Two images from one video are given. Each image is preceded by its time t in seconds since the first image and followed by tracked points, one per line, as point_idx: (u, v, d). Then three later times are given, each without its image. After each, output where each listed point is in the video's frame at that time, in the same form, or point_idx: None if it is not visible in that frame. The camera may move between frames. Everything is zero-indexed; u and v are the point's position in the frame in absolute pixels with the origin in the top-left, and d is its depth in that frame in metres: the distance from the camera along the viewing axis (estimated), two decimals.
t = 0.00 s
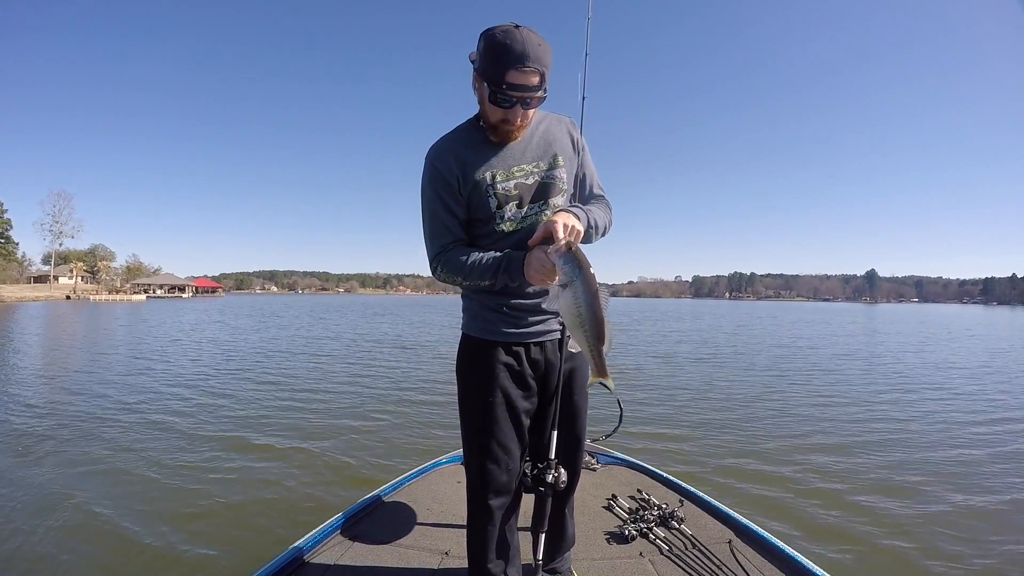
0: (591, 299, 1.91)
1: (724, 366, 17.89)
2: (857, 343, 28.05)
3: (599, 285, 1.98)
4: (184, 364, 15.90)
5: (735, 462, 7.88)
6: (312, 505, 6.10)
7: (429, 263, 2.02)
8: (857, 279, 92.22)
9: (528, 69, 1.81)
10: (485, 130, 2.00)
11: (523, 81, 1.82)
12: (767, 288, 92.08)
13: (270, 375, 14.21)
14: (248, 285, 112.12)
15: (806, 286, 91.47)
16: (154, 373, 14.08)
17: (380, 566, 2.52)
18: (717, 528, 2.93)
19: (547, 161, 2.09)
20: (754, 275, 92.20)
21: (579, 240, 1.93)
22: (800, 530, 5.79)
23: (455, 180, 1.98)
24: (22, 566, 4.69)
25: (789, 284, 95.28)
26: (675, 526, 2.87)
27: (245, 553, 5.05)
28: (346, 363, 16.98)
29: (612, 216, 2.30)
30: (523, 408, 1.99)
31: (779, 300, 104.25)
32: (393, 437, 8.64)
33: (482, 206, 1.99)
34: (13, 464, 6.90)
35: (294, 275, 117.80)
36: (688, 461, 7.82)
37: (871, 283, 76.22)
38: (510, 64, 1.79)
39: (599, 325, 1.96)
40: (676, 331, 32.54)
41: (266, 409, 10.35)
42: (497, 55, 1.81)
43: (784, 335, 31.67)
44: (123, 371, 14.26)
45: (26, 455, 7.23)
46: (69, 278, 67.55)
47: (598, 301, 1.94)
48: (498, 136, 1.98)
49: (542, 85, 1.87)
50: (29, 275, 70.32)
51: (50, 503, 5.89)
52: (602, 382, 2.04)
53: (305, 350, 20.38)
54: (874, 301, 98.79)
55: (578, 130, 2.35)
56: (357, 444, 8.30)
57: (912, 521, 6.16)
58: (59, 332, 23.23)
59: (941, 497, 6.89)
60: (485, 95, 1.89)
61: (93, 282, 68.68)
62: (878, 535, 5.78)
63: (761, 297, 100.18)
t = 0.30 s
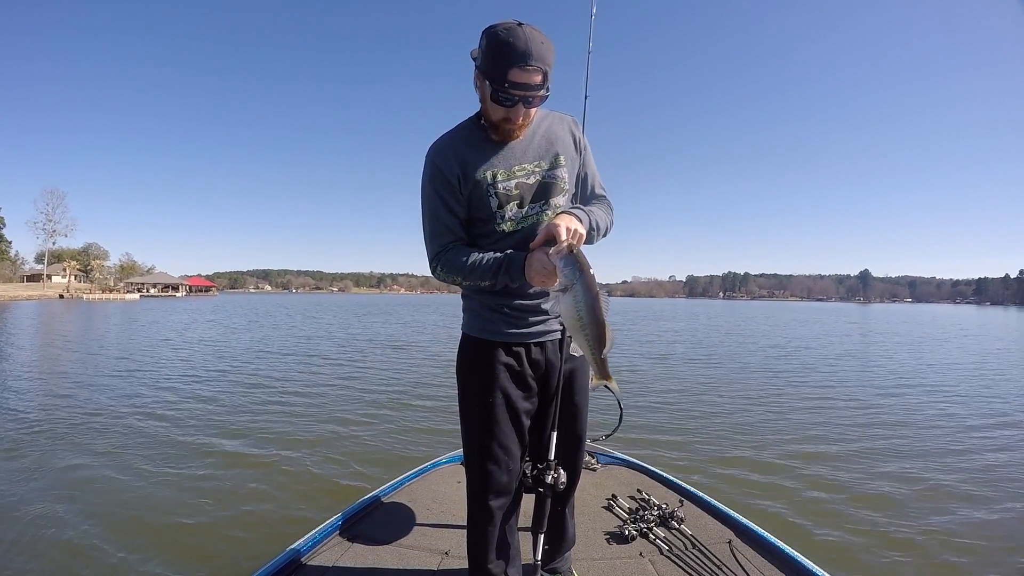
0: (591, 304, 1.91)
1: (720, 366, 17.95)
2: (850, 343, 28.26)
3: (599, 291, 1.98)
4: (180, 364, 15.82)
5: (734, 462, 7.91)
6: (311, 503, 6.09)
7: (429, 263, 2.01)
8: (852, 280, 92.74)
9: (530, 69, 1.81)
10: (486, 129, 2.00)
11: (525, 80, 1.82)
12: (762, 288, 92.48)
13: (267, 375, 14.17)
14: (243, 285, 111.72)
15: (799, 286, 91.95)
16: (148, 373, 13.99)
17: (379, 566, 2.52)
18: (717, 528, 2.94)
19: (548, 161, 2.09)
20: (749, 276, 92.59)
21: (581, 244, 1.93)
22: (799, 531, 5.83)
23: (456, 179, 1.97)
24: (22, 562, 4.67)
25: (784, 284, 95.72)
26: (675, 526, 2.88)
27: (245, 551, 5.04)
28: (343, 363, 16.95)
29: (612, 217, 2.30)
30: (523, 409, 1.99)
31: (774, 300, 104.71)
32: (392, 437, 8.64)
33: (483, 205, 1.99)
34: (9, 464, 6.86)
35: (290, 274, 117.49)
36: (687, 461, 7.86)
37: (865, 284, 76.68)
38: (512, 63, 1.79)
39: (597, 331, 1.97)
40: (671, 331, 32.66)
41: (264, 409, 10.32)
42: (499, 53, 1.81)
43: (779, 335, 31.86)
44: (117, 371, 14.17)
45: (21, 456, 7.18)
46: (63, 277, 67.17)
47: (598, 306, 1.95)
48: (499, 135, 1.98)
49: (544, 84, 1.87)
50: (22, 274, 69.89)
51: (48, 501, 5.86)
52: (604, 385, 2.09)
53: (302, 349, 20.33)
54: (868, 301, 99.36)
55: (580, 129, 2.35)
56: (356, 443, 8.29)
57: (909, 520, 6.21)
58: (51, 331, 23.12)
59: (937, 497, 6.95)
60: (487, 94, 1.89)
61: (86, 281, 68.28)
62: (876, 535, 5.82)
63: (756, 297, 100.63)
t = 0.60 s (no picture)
0: (590, 304, 1.91)
1: (716, 366, 18.00)
2: (845, 342, 28.40)
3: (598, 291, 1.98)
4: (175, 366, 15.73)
5: (733, 460, 7.95)
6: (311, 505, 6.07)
7: (426, 263, 2.00)
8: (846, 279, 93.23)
9: (525, 67, 1.80)
10: (482, 129, 1.99)
11: (520, 79, 1.82)
12: (757, 287, 92.81)
13: (263, 377, 14.12)
14: (237, 286, 111.23)
15: (794, 284, 92.30)
16: (143, 375, 13.91)
17: (379, 567, 2.51)
18: (718, 528, 2.94)
19: (545, 161, 2.08)
20: (744, 275, 92.90)
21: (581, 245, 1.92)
22: (798, 529, 5.87)
23: (452, 179, 1.97)
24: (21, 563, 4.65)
25: (776, 283, 96.02)
26: (675, 526, 2.88)
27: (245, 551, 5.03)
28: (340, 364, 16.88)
29: (610, 217, 2.30)
30: (522, 408, 1.99)
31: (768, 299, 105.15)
32: (391, 439, 8.62)
33: (479, 206, 1.99)
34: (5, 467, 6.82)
35: (284, 276, 117.01)
36: (686, 460, 7.89)
37: (858, 283, 77.08)
38: (507, 61, 1.78)
39: (598, 330, 1.97)
40: (668, 331, 32.75)
41: (261, 411, 10.28)
42: (494, 52, 1.80)
43: (774, 335, 31.98)
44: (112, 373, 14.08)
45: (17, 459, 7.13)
46: (55, 279, 66.82)
47: (597, 307, 1.95)
48: (495, 135, 1.99)
49: (539, 83, 1.86)
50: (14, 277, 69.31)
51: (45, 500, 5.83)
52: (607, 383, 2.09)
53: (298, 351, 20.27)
54: (862, 299, 99.90)
55: (576, 129, 2.34)
56: (354, 445, 8.28)
57: (907, 517, 6.27)
58: (45, 333, 22.98)
59: (934, 493, 7.01)
60: (483, 92, 1.88)
61: (79, 283, 67.82)
62: (875, 533, 5.86)
63: (750, 296, 100.96)
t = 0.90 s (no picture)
0: (588, 304, 1.91)
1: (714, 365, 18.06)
2: (840, 341, 28.55)
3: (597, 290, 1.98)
4: (170, 368, 15.64)
5: (732, 461, 7.98)
6: (310, 509, 6.05)
7: (424, 263, 2.00)
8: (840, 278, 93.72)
9: (523, 66, 1.81)
10: (480, 129, 1.99)
11: (517, 79, 1.82)
12: (752, 287, 93.13)
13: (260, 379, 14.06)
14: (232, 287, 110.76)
15: (789, 284, 92.70)
16: (139, 377, 13.83)
17: (379, 567, 2.51)
18: (717, 528, 2.94)
19: (543, 161, 2.09)
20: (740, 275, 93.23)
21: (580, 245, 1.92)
22: (797, 529, 5.89)
23: (450, 179, 1.96)
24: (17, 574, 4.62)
25: (771, 282, 96.38)
26: (675, 526, 2.88)
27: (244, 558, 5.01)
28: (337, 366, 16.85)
29: (607, 217, 2.30)
30: (521, 408, 1.99)
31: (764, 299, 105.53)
32: (389, 441, 8.61)
33: (478, 206, 1.99)
34: None
35: (279, 277, 116.58)
36: (685, 460, 7.92)
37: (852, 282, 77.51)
38: (504, 60, 1.78)
39: (597, 329, 1.96)
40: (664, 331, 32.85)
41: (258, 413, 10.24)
42: (491, 51, 1.80)
43: (770, 334, 32.13)
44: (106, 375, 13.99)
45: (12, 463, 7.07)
46: (49, 280, 66.47)
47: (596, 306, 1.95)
48: (492, 135, 1.98)
49: (536, 82, 1.86)
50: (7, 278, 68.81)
51: (47, 507, 5.85)
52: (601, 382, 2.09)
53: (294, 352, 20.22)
54: (856, 299, 100.42)
55: (574, 130, 2.34)
56: (353, 447, 8.26)
57: (905, 517, 6.30)
58: (39, 335, 22.86)
59: (931, 492, 7.05)
60: (480, 91, 1.88)
61: (73, 284, 67.39)
62: (873, 533, 5.89)
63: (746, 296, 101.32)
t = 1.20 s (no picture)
0: (581, 297, 1.89)
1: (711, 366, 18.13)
2: (835, 343, 28.72)
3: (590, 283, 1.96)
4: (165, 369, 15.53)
5: (732, 462, 8.01)
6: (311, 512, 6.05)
7: (422, 259, 2.00)
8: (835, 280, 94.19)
9: (519, 46, 1.92)
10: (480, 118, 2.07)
11: (513, 58, 1.92)
12: (748, 289, 93.47)
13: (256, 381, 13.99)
14: (227, 287, 110.24)
15: (784, 285, 93.08)
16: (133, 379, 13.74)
17: (379, 566, 2.51)
18: (717, 528, 2.95)
19: (545, 158, 2.09)
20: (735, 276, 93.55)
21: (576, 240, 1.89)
22: (797, 531, 5.92)
23: (450, 171, 1.97)
24: None
25: (765, 283, 96.78)
26: (675, 526, 2.89)
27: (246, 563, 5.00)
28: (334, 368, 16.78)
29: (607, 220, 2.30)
30: (521, 409, 1.99)
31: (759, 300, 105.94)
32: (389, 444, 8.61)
33: (477, 201, 1.99)
34: None
35: (275, 276, 116.16)
36: (685, 462, 7.94)
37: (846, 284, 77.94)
38: (501, 41, 1.91)
39: (591, 323, 1.95)
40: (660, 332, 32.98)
41: (255, 416, 10.19)
42: (490, 36, 1.94)
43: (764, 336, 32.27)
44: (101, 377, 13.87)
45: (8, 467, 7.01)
46: (42, 279, 65.98)
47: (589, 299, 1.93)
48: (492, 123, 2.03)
49: (534, 63, 1.96)
50: None
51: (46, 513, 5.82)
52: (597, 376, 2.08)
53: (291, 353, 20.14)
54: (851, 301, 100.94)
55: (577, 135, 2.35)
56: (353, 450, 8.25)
57: (905, 518, 6.34)
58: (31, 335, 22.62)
59: (929, 494, 7.11)
60: (479, 75, 2.00)
61: (66, 283, 66.84)
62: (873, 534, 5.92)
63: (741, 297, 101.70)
